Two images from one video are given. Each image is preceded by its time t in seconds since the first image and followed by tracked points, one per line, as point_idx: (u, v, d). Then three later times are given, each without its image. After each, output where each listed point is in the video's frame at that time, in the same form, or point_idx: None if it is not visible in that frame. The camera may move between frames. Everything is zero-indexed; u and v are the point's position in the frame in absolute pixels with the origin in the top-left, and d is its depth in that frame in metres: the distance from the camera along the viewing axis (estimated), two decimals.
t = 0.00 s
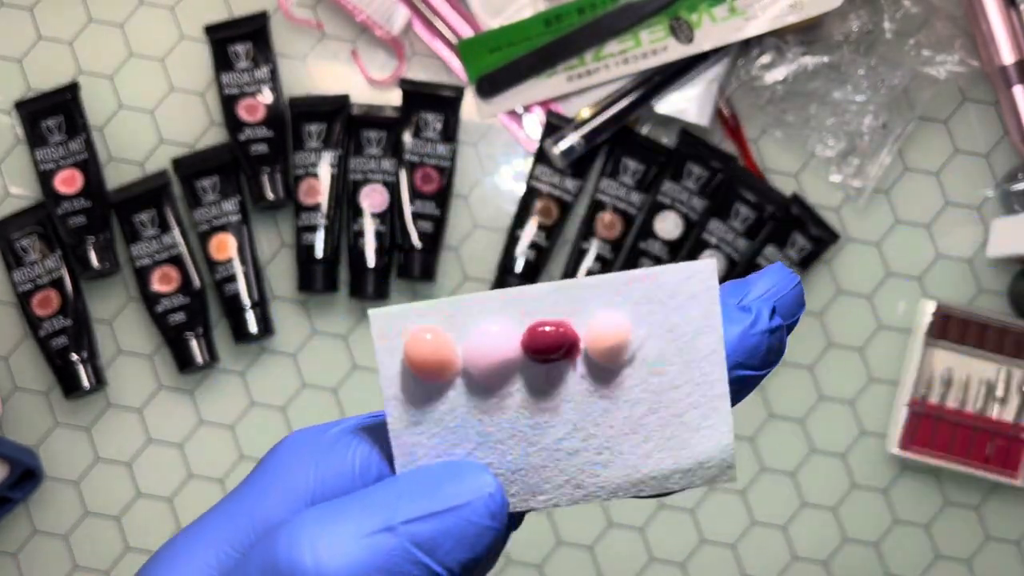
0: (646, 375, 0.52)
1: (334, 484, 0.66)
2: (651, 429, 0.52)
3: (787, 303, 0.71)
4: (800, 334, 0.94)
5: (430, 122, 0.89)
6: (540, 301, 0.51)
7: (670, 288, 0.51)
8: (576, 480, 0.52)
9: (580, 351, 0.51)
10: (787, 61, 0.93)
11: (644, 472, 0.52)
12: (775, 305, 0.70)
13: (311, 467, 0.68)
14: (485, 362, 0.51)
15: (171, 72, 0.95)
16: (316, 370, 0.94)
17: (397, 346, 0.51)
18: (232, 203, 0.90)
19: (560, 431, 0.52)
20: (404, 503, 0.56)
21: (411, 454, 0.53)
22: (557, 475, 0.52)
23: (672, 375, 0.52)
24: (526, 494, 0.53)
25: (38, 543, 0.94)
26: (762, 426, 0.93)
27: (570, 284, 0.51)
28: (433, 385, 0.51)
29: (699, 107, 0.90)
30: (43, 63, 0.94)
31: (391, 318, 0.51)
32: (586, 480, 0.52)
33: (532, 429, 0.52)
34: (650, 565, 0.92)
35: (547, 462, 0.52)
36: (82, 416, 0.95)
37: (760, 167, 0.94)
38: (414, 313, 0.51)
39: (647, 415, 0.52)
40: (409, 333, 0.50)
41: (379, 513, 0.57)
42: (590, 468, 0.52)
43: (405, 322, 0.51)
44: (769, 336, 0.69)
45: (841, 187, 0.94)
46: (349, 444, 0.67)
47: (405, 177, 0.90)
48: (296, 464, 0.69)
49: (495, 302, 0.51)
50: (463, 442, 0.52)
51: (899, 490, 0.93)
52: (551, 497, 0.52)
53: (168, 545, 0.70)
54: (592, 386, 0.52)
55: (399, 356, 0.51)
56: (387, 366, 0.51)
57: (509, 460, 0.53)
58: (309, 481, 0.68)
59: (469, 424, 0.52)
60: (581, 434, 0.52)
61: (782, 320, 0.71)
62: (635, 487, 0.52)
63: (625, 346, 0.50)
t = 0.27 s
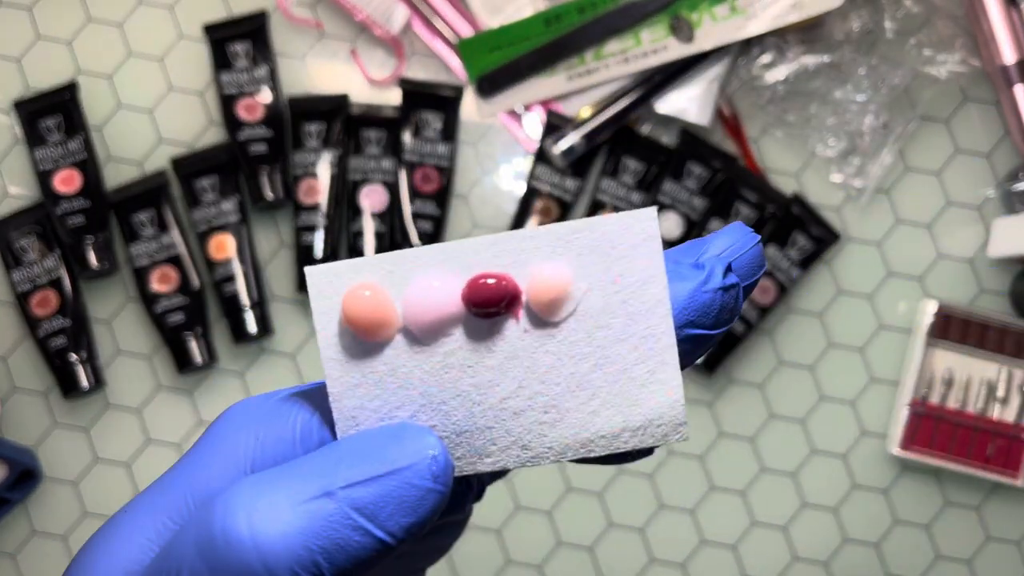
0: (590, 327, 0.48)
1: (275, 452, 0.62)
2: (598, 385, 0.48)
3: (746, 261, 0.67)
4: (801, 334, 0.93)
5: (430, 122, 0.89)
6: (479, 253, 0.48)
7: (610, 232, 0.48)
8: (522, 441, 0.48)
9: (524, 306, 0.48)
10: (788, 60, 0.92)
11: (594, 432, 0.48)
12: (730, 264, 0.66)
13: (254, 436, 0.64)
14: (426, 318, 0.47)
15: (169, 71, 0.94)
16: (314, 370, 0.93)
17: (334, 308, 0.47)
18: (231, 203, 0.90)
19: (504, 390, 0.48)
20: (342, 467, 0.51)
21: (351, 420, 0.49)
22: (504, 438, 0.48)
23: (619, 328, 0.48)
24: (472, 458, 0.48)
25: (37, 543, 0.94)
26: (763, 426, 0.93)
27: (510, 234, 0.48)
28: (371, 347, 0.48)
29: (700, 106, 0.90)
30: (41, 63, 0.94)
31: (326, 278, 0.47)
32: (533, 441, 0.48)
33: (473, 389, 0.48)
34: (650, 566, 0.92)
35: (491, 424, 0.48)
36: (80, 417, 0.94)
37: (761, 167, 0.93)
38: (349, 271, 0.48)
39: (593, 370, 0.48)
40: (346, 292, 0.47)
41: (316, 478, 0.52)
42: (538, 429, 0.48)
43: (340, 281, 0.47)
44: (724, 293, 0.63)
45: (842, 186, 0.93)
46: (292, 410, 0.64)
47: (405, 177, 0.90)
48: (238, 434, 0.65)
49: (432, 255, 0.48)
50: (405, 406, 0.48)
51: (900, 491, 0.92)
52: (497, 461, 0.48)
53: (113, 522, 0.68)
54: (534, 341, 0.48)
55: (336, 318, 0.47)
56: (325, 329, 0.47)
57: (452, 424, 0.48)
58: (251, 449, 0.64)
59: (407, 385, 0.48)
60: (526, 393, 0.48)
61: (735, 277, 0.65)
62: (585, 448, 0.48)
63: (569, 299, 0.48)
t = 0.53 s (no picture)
0: (589, 314, 0.48)
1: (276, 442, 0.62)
2: (598, 371, 0.48)
3: (742, 252, 0.66)
4: (802, 334, 0.93)
5: (430, 122, 0.89)
6: (478, 243, 0.48)
7: (607, 220, 0.48)
8: (522, 427, 0.48)
9: (524, 294, 0.48)
10: (788, 60, 0.92)
11: (593, 418, 0.48)
12: (728, 253, 0.65)
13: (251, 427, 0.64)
14: (425, 307, 0.47)
15: (169, 71, 0.94)
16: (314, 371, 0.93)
17: (335, 297, 0.48)
18: (231, 203, 0.89)
19: (503, 377, 0.48)
20: (346, 453, 0.51)
21: (352, 408, 0.49)
22: (503, 424, 0.48)
23: (618, 316, 0.48)
24: (471, 446, 0.49)
25: (37, 544, 0.94)
26: (763, 427, 0.93)
27: (509, 224, 0.48)
28: (372, 336, 0.48)
29: (700, 107, 0.89)
30: (40, 62, 0.94)
31: (326, 268, 0.48)
32: (532, 428, 0.48)
33: (472, 376, 0.48)
34: (650, 566, 0.92)
35: (490, 410, 0.48)
36: (79, 417, 0.94)
37: (761, 167, 0.93)
38: (348, 260, 0.48)
39: (592, 357, 0.48)
40: (346, 282, 0.47)
41: (321, 465, 0.52)
42: (537, 416, 0.48)
43: (340, 271, 0.48)
44: (721, 284, 0.62)
45: (843, 186, 0.93)
46: (288, 401, 0.64)
47: (405, 177, 0.89)
48: (235, 425, 0.65)
49: (431, 245, 0.48)
50: (405, 394, 0.48)
51: (900, 491, 0.92)
52: (497, 447, 0.48)
53: (106, 519, 0.67)
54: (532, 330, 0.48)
55: (337, 307, 0.47)
56: (327, 318, 0.48)
57: (452, 411, 0.49)
58: (250, 439, 0.64)
59: (406, 373, 0.48)
60: (525, 380, 0.48)
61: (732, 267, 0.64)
62: (584, 434, 0.48)
63: (569, 288, 0.48)
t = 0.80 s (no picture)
0: (557, 306, 0.47)
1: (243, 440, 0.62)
2: (569, 364, 0.48)
3: (720, 238, 0.67)
4: (802, 334, 0.93)
5: (430, 122, 0.89)
6: (441, 233, 0.47)
7: (574, 208, 0.47)
8: (493, 422, 0.48)
9: (489, 286, 0.47)
10: (789, 60, 0.92)
11: (566, 410, 0.48)
12: (704, 242, 0.65)
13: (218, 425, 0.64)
14: (388, 300, 0.46)
15: (169, 71, 0.94)
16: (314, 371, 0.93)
17: (292, 292, 0.47)
18: (231, 203, 0.89)
19: (472, 371, 0.48)
20: (309, 455, 0.51)
21: (317, 405, 0.49)
22: (473, 418, 0.48)
23: (588, 307, 0.47)
24: (442, 441, 0.48)
25: (36, 544, 0.94)
26: (763, 427, 0.93)
27: (473, 212, 0.47)
28: (332, 331, 0.47)
29: (700, 106, 0.89)
30: (40, 62, 0.94)
31: (282, 262, 0.47)
32: (503, 422, 0.48)
33: (440, 371, 0.48)
34: (651, 567, 0.92)
35: (460, 405, 0.48)
36: (79, 418, 0.94)
37: (762, 167, 0.93)
38: (307, 255, 0.47)
39: (563, 350, 0.48)
40: (303, 277, 0.46)
41: (284, 467, 0.51)
42: (509, 410, 0.48)
43: (297, 265, 0.47)
44: (697, 273, 0.62)
45: (843, 186, 0.93)
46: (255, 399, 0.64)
47: (405, 176, 0.89)
48: (202, 424, 0.65)
49: (392, 235, 0.47)
50: (372, 390, 0.48)
51: (901, 491, 0.92)
52: (468, 442, 0.48)
53: (78, 517, 0.67)
54: (497, 323, 0.47)
55: (297, 302, 0.47)
56: (284, 314, 0.47)
57: (421, 405, 0.48)
58: (216, 437, 0.64)
59: (372, 368, 0.48)
60: (495, 374, 0.48)
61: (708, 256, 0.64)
62: (557, 427, 0.48)
63: (535, 278, 0.47)
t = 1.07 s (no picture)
0: (537, 288, 0.47)
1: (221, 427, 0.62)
2: (549, 346, 0.47)
3: (706, 221, 0.66)
4: (802, 334, 0.93)
5: (430, 121, 0.89)
6: (418, 214, 0.47)
7: (552, 189, 0.47)
8: (473, 405, 0.47)
9: (467, 267, 0.47)
10: (789, 60, 0.92)
11: (546, 393, 0.47)
12: (688, 224, 0.64)
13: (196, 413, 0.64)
14: (365, 282, 0.46)
15: (168, 71, 0.94)
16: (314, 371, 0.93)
17: (268, 274, 0.47)
18: (231, 203, 0.89)
19: (452, 354, 0.47)
20: (287, 438, 0.50)
21: (295, 389, 0.49)
22: (453, 402, 0.47)
23: (567, 289, 0.47)
24: (422, 425, 0.48)
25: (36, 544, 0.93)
26: (763, 427, 0.93)
27: (450, 193, 0.47)
28: (309, 313, 0.47)
29: (701, 107, 0.89)
30: (40, 62, 0.94)
31: (259, 245, 0.47)
32: (483, 405, 0.47)
33: (419, 353, 0.48)
34: (651, 567, 0.92)
35: (440, 388, 0.47)
36: (79, 418, 0.94)
37: (762, 167, 0.93)
38: (282, 237, 0.47)
39: (543, 332, 0.47)
40: (280, 258, 0.46)
41: (262, 451, 0.51)
42: (489, 393, 0.47)
43: (273, 248, 0.47)
44: (679, 256, 0.61)
45: (844, 186, 0.93)
46: (233, 386, 0.63)
47: (405, 176, 0.89)
48: (180, 412, 0.64)
49: (369, 217, 0.47)
50: (350, 373, 0.48)
51: (901, 491, 0.92)
52: (448, 426, 0.48)
53: (58, 507, 0.67)
54: (475, 305, 0.47)
55: (274, 285, 0.47)
56: (260, 295, 0.47)
57: (401, 389, 0.48)
58: (194, 424, 0.64)
59: (350, 351, 0.48)
60: (475, 357, 0.47)
61: (691, 239, 0.63)
62: (538, 410, 0.47)
63: (514, 260, 0.47)
